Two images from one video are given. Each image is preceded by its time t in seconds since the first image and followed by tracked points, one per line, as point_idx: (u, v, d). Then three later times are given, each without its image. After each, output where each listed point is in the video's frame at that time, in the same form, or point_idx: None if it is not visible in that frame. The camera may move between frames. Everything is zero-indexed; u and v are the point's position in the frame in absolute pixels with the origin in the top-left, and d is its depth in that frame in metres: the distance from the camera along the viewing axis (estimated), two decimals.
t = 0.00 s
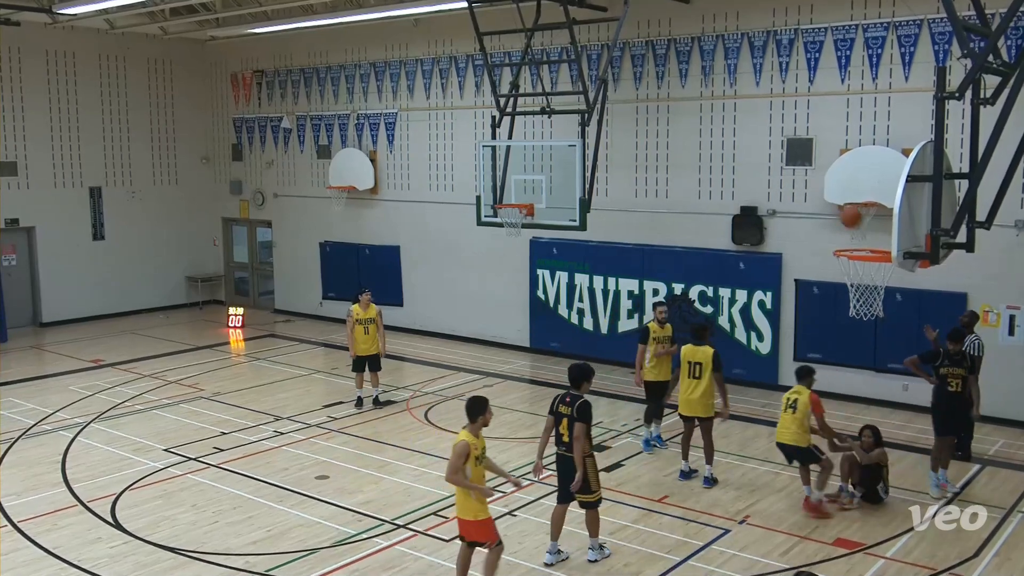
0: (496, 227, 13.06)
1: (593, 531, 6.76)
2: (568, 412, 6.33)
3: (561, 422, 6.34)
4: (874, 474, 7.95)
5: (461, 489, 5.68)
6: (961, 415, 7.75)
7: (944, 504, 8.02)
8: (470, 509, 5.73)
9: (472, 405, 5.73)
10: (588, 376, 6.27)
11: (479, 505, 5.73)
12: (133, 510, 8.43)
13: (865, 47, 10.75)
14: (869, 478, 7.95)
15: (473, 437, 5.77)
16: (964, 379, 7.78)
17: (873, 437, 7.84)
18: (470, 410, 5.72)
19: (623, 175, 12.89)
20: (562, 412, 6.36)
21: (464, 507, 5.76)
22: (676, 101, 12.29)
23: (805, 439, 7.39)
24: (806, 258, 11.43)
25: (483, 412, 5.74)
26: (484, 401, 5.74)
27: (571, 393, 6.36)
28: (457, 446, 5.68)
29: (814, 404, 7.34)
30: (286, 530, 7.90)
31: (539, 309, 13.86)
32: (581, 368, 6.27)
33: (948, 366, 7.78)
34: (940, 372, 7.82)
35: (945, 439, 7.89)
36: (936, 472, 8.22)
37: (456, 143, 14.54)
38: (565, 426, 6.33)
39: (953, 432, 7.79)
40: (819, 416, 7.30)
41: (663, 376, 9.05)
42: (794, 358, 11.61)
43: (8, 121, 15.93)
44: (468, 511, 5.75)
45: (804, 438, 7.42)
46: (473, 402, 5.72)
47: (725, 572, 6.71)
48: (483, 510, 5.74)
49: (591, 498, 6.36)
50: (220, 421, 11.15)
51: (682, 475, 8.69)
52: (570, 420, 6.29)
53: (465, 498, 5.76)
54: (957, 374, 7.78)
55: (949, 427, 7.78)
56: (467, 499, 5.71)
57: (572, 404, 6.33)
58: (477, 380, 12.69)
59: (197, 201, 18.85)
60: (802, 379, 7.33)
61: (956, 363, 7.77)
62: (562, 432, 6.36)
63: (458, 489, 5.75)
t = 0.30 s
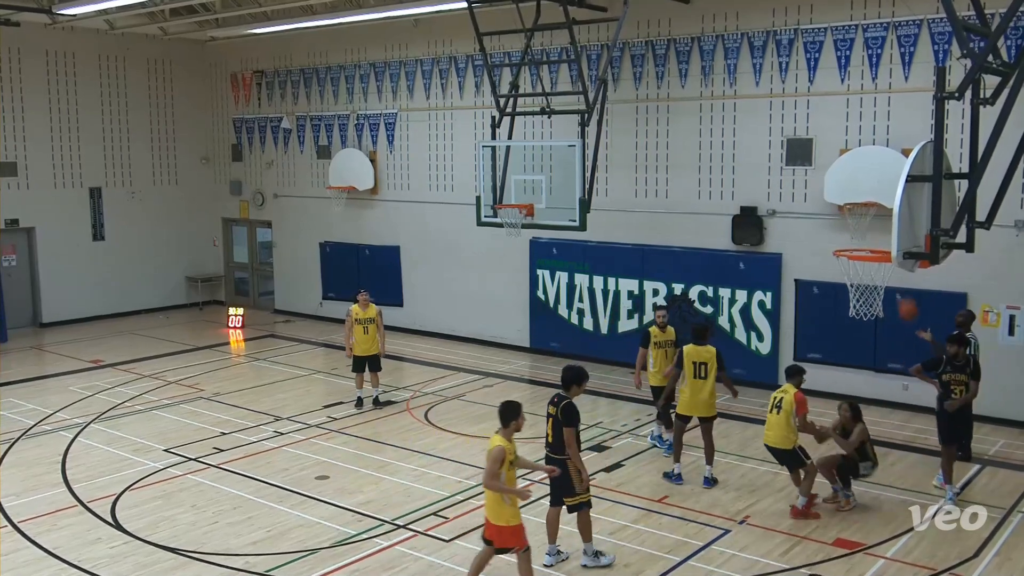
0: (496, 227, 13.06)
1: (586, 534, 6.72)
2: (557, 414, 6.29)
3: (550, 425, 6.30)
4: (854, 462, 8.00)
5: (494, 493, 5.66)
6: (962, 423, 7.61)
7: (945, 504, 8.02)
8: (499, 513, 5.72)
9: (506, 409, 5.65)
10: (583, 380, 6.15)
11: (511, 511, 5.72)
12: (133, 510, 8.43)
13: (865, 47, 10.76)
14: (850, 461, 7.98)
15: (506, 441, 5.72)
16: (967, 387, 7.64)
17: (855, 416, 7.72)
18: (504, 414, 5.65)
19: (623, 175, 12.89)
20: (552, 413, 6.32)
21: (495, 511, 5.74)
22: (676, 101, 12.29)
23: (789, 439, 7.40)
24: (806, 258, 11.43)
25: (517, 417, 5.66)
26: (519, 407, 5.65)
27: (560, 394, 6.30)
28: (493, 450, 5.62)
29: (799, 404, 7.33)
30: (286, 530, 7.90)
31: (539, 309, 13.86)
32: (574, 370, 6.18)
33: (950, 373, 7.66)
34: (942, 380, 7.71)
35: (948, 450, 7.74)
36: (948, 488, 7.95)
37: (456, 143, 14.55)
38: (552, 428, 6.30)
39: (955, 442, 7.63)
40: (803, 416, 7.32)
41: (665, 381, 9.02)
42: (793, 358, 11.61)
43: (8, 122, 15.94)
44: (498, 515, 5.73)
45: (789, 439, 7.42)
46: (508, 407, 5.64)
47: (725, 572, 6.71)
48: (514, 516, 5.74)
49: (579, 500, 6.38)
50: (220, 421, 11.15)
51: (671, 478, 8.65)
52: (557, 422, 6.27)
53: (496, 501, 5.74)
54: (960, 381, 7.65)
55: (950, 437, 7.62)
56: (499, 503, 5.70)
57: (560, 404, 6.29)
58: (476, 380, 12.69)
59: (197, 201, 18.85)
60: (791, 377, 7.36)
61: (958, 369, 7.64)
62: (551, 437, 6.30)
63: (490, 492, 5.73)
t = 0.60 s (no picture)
0: (497, 227, 13.05)
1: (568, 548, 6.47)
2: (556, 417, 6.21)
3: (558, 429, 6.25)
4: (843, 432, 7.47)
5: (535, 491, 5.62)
6: (962, 429, 7.42)
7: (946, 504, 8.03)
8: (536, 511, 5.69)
9: (542, 407, 5.59)
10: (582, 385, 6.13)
11: (548, 509, 5.73)
12: (133, 509, 8.42)
13: (865, 48, 10.76)
14: (834, 432, 7.47)
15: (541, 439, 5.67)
16: (968, 392, 7.40)
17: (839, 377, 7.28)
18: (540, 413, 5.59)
19: (624, 175, 12.89)
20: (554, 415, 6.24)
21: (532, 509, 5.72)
22: (677, 101, 12.30)
23: (771, 427, 7.36)
24: (806, 258, 11.43)
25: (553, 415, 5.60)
26: (554, 404, 5.61)
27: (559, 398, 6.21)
28: (532, 449, 5.56)
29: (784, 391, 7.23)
30: (287, 529, 7.90)
31: (539, 309, 13.86)
32: (573, 373, 6.12)
33: (949, 378, 7.42)
34: (942, 384, 7.48)
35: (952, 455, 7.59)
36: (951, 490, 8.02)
37: (457, 143, 14.55)
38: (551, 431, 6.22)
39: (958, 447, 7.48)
40: (786, 404, 7.21)
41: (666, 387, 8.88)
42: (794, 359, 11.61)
43: (8, 120, 15.94)
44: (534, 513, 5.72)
45: (772, 429, 7.38)
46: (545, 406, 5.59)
47: (725, 573, 6.71)
48: (551, 514, 5.76)
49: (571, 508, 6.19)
50: (221, 420, 11.15)
51: (669, 481, 8.62)
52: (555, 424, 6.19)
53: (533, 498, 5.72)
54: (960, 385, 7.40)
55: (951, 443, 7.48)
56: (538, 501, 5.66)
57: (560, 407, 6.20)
58: (477, 380, 12.69)
59: (198, 200, 18.85)
60: (785, 368, 7.36)
61: (957, 374, 7.39)
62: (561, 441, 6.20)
63: (529, 490, 5.68)
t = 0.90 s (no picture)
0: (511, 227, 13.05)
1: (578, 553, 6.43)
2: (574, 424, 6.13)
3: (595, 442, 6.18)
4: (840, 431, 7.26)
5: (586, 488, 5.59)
6: (986, 440, 7.12)
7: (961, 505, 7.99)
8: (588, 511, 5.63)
9: (597, 405, 5.57)
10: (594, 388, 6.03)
11: (599, 509, 5.65)
12: (149, 507, 8.47)
13: (883, 47, 10.70)
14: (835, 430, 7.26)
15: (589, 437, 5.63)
16: (989, 402, 7.12)
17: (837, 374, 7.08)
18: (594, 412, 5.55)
19: (639, 175, 12.86)
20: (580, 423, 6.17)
21: (583, 508, 5.64)
22: (692, 101, 12.26)
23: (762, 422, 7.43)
24: (823, 259, 11.37)
25: (608, 413, 5.58)
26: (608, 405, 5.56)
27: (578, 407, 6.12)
28: (586, 449, 5.50)
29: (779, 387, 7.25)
30: (302, 527, 7.93)
31: (554, 309, 13.85)
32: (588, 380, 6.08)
33: (970, 387, 7.16)
34: (963, 393, 7.22)
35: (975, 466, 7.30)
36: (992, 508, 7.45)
37: (472, 143, 14.56)
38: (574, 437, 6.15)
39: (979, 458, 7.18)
40: (776, 400, 7.24)
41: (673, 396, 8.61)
42: (810, 359, 11.56)
43: (27, 120, 16.05)
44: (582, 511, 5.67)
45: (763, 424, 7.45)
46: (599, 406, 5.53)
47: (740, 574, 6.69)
48: (603, 513, 5.67)
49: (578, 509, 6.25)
50: (236, 419, 11.19)
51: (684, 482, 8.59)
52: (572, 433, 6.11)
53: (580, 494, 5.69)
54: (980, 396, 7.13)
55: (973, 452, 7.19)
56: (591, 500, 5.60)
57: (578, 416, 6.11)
58: (491, 380, 12.70)
59: (215, 200, 18.93)
60: (786, 365, 7.34)
61: (979, 383, 7.13)
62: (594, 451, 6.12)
63: (580, 489, 5.61)
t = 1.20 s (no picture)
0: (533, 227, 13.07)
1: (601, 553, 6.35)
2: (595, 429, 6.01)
3: (615, 450, 5.95)
4: (852, 426, 7.16)
5: (651, 481, 5.59)
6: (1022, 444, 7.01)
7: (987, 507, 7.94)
8: (653, 501, 5.63)
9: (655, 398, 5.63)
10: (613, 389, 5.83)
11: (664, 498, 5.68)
12: (174, 505, 8.54)
13: (907, 45, 10.62)
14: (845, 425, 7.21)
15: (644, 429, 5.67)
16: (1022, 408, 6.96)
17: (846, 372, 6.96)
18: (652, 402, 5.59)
19: (661, 175, 12.84)
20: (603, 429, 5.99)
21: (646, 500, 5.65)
22: (714, 101, 12.23)
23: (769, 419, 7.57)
24: (847, 259, 11.31)
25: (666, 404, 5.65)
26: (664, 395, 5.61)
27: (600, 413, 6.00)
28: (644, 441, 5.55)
29: (774, 385, 7.37)
30: (324, 526, 7.97)
31: (575, 309, 13.85)
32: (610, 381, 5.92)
33: (1005, 392, 7.00)
34: (996, 398, 7.06)
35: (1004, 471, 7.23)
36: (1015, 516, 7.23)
37: (493, 143, 14.58)
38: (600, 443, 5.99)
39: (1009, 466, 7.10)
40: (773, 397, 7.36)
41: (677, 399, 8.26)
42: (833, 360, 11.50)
43: (54, 122, 16.22)
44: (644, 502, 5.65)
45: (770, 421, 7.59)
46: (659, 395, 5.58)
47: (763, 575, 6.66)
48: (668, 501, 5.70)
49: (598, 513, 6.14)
50: (259, 418, 11.26)
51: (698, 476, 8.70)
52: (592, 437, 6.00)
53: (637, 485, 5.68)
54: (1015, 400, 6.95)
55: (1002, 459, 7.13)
56: (658, 493, 5.61)
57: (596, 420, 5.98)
58: (512, 380, 12.71)
59: (238, 201, 19.07)
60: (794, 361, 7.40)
61: (1014, 388, 6.96)
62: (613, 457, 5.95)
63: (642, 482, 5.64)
